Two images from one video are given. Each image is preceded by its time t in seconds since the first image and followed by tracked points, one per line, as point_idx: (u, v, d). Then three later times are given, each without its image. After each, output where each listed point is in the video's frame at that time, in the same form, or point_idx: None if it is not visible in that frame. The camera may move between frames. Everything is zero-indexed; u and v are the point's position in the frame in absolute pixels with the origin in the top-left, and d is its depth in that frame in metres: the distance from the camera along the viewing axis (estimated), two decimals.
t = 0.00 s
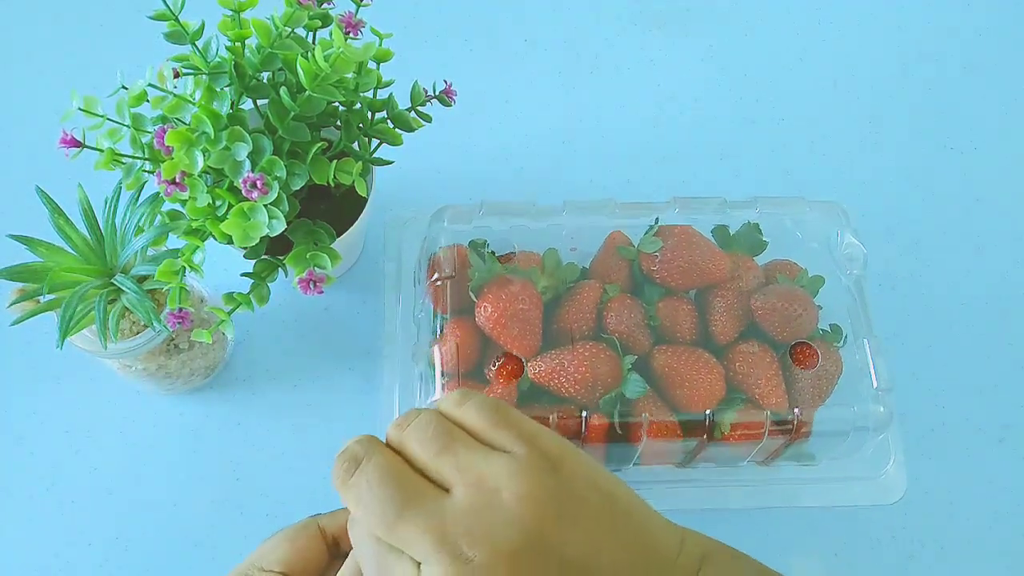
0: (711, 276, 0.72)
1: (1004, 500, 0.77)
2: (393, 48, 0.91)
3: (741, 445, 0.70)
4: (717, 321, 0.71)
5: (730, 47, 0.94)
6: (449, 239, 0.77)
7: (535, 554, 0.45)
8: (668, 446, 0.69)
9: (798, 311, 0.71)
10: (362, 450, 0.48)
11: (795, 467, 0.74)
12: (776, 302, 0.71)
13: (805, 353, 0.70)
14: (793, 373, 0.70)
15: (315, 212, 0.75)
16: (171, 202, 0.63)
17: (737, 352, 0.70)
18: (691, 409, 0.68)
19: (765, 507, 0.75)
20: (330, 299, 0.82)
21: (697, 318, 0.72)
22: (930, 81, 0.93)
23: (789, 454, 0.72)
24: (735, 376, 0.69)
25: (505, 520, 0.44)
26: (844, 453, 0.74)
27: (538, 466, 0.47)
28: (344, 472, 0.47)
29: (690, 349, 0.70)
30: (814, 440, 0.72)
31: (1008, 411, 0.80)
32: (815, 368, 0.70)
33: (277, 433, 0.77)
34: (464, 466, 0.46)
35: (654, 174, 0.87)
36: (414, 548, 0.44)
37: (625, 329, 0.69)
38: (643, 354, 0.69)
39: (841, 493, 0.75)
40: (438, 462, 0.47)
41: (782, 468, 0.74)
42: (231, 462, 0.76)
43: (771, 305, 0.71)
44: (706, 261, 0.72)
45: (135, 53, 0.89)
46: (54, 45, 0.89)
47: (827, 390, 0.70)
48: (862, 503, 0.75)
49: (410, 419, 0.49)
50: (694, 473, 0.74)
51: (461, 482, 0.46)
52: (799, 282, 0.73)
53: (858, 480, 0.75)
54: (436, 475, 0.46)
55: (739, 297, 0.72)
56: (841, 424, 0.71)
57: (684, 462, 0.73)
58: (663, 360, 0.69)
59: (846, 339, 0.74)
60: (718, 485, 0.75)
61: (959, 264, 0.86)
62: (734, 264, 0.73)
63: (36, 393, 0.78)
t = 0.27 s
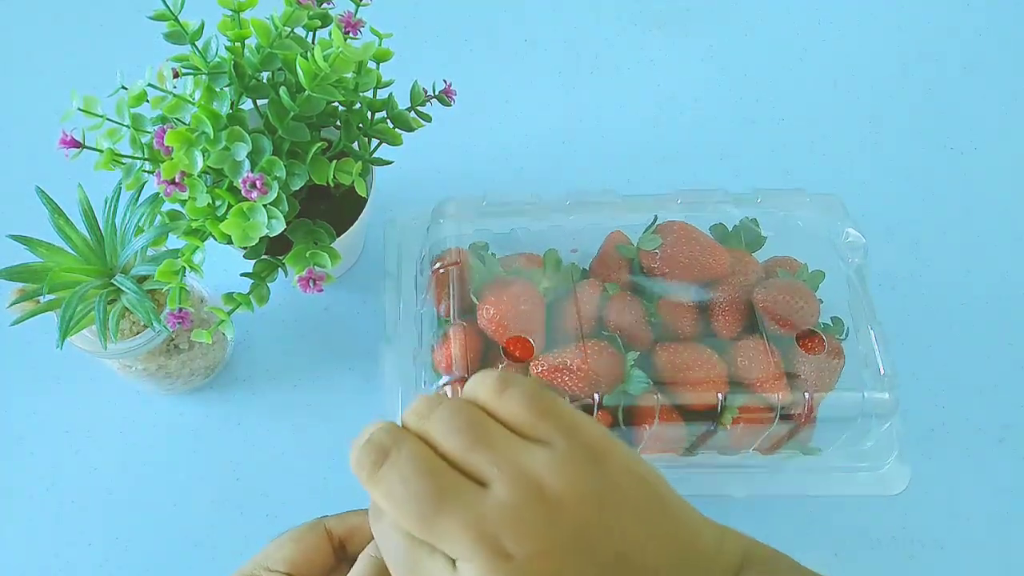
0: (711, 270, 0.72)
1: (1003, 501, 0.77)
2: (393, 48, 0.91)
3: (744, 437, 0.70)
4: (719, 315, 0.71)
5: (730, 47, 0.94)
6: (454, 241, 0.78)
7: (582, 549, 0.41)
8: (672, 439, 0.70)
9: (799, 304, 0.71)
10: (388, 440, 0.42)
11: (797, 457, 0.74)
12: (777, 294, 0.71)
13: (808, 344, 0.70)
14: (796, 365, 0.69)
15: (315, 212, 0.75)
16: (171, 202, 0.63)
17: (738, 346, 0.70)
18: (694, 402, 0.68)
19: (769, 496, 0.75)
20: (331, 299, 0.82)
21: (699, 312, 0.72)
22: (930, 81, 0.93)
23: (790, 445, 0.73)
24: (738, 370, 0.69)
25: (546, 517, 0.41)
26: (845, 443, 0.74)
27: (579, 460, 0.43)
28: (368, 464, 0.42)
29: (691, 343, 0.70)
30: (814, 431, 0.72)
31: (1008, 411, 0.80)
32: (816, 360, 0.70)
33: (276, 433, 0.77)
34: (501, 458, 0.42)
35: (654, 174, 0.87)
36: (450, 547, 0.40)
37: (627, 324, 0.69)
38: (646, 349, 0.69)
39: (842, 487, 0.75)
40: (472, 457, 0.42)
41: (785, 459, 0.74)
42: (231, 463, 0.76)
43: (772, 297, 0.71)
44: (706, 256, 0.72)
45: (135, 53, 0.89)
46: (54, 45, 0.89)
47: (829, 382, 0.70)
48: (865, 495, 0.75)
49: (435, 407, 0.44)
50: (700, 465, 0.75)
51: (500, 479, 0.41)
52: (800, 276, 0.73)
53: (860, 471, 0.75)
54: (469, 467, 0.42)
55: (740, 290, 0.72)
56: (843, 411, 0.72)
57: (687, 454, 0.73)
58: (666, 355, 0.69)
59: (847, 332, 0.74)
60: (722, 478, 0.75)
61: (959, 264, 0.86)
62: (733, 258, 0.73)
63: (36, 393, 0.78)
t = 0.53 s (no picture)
0: (715, 274, 0.72)
1: (1003, 501, 0.77)
2: (393, 48, 0.91)
3: (756, 444, 0.69)
4: (723, 318, 0.71)
5: (730, 47, 0.94)
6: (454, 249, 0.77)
7: None
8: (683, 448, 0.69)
9: (803, 305, 0.71)
10: (399, 481, 0.47)
11: (812, 462, 0.74)
12: (781, 296, 0.71)
13: (814, 346, 0.70)
14: (801, 367, 0.70)
15: (315, 212, 0.75)
16: (170, 202, 0.63)
17: (744, 349, 0.70)
18: (703, 407, 0.68)
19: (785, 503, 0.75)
20: (331, 299, 0.82)
21: (703, 316, 0.71)
22: (931, 81, 0.93)
23: (803, 451, 0.72)
24: (745, 374, 0.69)
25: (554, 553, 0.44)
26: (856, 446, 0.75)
27: (582, 504, 0.47)
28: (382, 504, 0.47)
29: (698, 347, 0.70)
30: (826, 434, 0.72)
31: (1008, 411, 0.80)
32: (822, 361, 0.70)
33: (277, 433, 0.77)
34: (508, 502, 0.46)
35: (654, 174, 0.87)
36: None
37: (632, 330, 0.69)
38: (653, 355, 0.69)
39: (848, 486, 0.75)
40: (480, 498, 0.46)
41: (798, 465, 0.74)
42: (231, 463, 0.76)
43: (776, 299, 0.71)
44: (709, 259, 0.72)
45: (135, 53, 0.89)
46: (54, 45, 0.89)
47: (835, 384, 0.70)
48: (880, 494, 0.75)
49: (448, 447, 0.49)
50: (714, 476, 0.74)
51: (508, 518, 0.45)
52: (803, 276, 0.73)
53: (872, 471, 0.75)
54: (476, 510, 0.46)
55: (743, 294, 0.72)
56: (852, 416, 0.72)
57: (703, 464, 0.72)
58: (674, 360, 0.69)
59: (850, 330, 0.74)
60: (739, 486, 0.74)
61: (959, 264, 0.86)
62: (735, 261, 0.73)
63: (36, 393, 0.78)
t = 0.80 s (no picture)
0: (719, 271, 0.72)
1: (1003, 501, 0.77)
2: (393, 48, 0.91)
3: (762, 443, 0.69)
4: (729, 315, 0.71)
5: (730, 47, 0.94)
6: (456, 249, 0.77)
7: None
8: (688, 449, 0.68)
9: (808, 302, 0.71)
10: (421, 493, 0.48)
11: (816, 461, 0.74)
12: (785, 292, 0.71)
13: (819, 344, 0.70)
14: (806, 364, 0.70)
15: (315, 212, 0.75)
16: (170, 202, 0.63)
17: (750, 346, 0.70)
18: (709, 405, 0.68)
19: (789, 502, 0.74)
20: (331, 299, 0.82)
21: (708, 313, 0.71)
22: (931, 81, 0.93)
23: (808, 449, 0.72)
24: (750, 372, 0.69)
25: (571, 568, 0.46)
26: (861, 445, 0.74)
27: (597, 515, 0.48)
28: (406, 512, 0.47)
29: (703, 345, 0.70)
30: (833, 433, 0.71)
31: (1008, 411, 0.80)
32: (827, 357, 0.70)
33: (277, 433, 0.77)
34: (530, 515, 0.47)
35: (654, 175, 0.87)
36: None
37: (638, 329, 0.69)
38: (659, 353, 0.69)
39: (853, 485, 0.74)
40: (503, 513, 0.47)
41: (802, 463, 0.74)
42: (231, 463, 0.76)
43: (781, 296, 0.71)
44: (714, 256, 0.72)
45: (135, 53, 0.89)
46: (53, 45, 0.89)
47: (840, 381, 0.70)
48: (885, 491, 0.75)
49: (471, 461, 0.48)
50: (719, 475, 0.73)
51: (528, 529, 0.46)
52: (807, 272, 0.73)
53: (876, 470, 0.74)
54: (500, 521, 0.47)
55: (748, 291, 0.72)
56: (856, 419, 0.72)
57: (708, 466, 0.72)
58: (680, 357, 0.69)
59: (854, 327, 0.74)
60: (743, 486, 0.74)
61: (959, 264, 0.86)
62: (739, 258, 0.73)
63: (36, 393, 0.78)
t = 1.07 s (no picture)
0: (719, 271, 0.72)
1: (1003, 500, 0.77)
2: (393, 48, 0.91)
3: (762, 443, 0.69)
4: (729, 315, 0.71)
5: (730, 47, 0.94)
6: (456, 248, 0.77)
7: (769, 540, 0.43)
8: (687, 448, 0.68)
9: (809, 301, 0.71)
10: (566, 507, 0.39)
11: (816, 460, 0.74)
12: (786, 293, 0.71)
13: (819, 345, 0.70)
14: (806, 364, 0.70)
15: (315, 212, 0.75)
16: (170, 202, 0.63)
17: (750, 346, 0.70)
18: (709, 406, 0.68)
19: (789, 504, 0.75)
20: (331, 299, 0.82)
21: (708, 313, 0.71)
22: (930, 81, 0.93)
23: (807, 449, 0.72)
24: (750, 372, 0.69)
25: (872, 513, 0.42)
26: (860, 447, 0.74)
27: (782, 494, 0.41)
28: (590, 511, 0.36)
29: (703, 344, 0.70)
30: (832, 433, 0.72)
31: (1008, 411, 0.80)
32: (826, 357, 0.70)
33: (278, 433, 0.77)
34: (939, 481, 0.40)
35: (654, 175, 0.87)
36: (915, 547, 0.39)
37: (638, 328, 0.69)
38: (659, 353, 0.69)
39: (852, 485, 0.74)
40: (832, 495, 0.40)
41: (802, 463, 0.74)
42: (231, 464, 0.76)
43: (781, 296, 0.71)
44: (714, 256, 0.72)
45: (135, 53, 0.89)
46: (53, 44, 0.89)
47: (840, 381, 0.70)
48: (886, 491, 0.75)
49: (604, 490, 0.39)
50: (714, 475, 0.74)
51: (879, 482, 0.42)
52: (807, 272, 0.73)
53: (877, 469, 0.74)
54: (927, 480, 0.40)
55: (748, 291, 0.72)
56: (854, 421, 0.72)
57: (709, 466, 0.73)
58: (680, 357, 0.69)
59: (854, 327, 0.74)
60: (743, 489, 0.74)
61: (959, 264, 0.86)
62: (740, 258, 0.73)
63: (36, 393, 0.78)
